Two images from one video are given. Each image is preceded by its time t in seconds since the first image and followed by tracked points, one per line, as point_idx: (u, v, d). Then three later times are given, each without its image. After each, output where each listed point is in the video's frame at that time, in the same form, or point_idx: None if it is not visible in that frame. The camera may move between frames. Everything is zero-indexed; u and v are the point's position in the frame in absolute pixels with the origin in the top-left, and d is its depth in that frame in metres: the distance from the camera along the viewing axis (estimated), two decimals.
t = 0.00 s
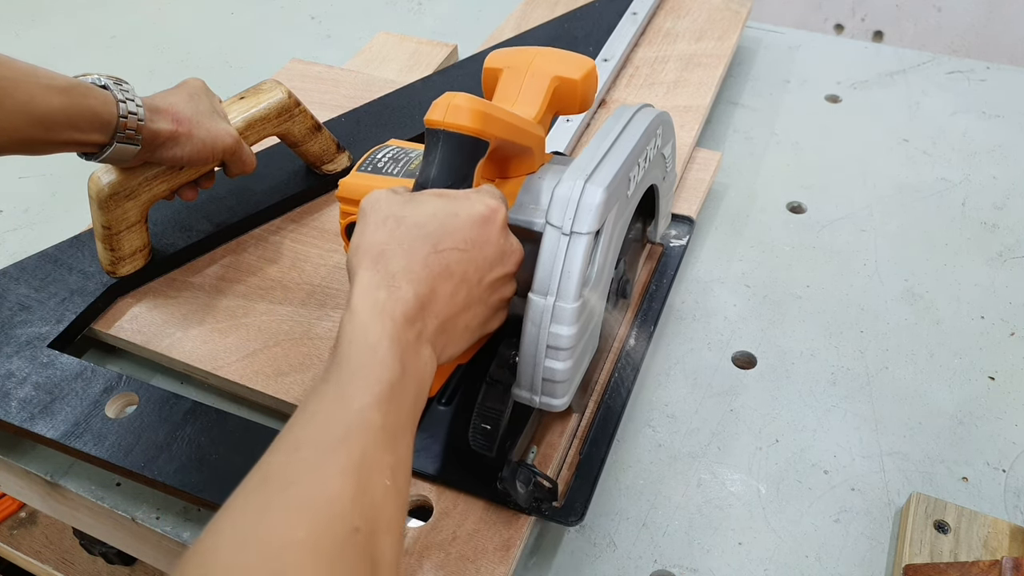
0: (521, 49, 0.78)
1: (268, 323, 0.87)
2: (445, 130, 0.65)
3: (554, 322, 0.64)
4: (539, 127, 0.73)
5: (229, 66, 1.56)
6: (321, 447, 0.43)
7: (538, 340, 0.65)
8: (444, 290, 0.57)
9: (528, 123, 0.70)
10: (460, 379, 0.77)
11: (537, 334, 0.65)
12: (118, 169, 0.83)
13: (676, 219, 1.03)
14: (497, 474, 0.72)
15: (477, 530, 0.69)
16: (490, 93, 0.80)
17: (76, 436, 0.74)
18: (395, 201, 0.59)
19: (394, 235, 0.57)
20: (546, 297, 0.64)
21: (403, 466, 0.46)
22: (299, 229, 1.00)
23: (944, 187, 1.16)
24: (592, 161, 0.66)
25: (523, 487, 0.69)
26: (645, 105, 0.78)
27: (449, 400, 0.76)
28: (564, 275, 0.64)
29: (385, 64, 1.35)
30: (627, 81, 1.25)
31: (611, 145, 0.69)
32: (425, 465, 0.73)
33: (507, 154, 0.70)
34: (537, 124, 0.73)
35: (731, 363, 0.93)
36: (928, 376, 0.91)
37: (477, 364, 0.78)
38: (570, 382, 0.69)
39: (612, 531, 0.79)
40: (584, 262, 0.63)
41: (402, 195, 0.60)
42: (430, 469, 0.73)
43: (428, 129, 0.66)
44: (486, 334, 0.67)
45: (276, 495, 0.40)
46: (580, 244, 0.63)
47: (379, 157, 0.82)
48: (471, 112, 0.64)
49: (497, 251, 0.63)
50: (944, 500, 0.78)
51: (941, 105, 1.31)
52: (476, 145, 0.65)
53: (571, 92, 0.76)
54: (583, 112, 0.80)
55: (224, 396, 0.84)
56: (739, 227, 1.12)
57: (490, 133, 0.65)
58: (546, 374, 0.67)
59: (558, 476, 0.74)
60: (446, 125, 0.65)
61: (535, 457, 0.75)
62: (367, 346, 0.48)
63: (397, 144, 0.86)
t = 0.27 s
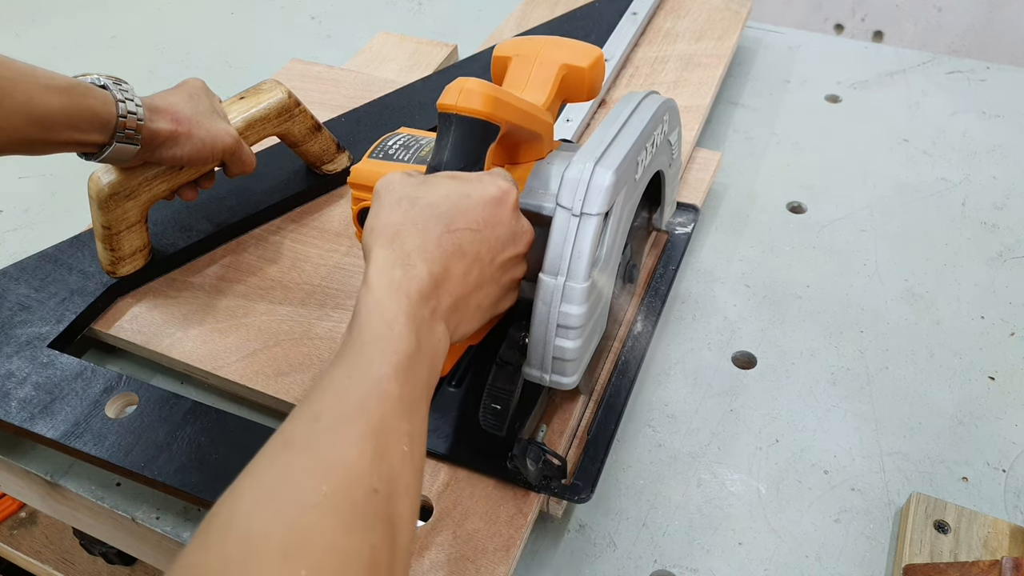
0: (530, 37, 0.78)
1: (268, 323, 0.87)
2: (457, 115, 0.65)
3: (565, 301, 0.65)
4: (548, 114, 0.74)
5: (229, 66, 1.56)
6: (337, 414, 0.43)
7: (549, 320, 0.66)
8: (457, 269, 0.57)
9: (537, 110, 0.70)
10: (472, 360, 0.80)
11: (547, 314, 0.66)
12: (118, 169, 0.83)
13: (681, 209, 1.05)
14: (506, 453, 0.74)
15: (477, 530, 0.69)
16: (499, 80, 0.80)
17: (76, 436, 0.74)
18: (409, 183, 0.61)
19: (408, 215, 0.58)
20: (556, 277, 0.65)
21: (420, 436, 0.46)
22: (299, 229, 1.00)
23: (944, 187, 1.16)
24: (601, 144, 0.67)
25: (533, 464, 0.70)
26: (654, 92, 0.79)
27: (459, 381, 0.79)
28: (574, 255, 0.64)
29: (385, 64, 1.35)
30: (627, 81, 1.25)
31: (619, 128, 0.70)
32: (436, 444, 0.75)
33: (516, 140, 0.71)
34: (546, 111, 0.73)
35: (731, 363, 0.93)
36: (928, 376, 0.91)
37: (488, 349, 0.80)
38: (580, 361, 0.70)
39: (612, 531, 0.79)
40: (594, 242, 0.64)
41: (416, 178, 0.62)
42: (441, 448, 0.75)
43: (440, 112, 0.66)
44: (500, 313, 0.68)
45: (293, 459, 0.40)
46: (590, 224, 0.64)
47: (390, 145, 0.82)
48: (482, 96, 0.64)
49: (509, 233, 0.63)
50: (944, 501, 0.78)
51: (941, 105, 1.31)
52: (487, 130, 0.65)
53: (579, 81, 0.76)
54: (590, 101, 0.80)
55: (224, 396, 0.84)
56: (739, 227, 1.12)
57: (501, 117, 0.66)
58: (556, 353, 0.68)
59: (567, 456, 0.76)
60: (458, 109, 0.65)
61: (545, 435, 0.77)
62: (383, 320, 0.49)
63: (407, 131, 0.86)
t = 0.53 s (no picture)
0: (543, 24, 0.80)
1: (268, 323, 0.87)
2: (474, 94, 0.68)
3: (578, 276, 0.68)
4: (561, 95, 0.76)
5: (229, 66, 1.56)
6: (360, 372, 0.44)
7: (563, 293, 0.69)
8: (474, 243, 0.60)
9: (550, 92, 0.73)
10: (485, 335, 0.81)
11: (561, 287, 0.69)
12: (118, 169, 0.83)
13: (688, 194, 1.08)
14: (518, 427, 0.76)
15: (477, 530, 0.69)
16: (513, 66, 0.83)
17: (76, 436, 0.74)
18: (428, 159, 0.63)
19: (428, 190, 0.60)
20: (570, 251, 0.68)
21: (442, 395, 0.47)
22: (300, 229, 1.00)
23: (944, 187, 1.16)
24: (613, 123, 0.70)
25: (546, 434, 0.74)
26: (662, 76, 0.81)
27: (472, 359, 0.80)
28: (588, 230, 0.67)
29: (385, 64, 1.35)
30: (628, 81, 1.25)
31: (630, 109, 0.72)
32: (450, 418, 0.77)
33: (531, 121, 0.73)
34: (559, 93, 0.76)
35: (730, 363, 0.93)
36: (928, 376, 0.91)
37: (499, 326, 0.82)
38: (592, 333, 0.73)
39: (612, 531, 0.79)
40: (607, 217, 0.67)
41: (434, 155, 0.64)
42: (454, 421, 0.77)
43: (458, 94, 0.70)
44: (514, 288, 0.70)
45: (317, 413, 0.41)
46: (603, 200, 0.67)
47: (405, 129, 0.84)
48: (497, 76, 0.67)
49: (523, 208, 0.66)
50: (944, 501, 0.78)
51: (941, 105, 1.31)
52: (502, 108, 0.68)
53: (591, 64, 0.78)
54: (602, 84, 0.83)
55: (224, 396, 0.84)
56: (739, 227, 1.12)
57: (515, 97, 0.68)
58: (569, 325, 0.71)
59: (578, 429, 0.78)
60: (475, 89, 0.68)
61: (557, 407, 0.79)
62: (405, 286, 0.51)
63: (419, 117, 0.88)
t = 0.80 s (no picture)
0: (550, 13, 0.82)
1: (268, 324, 0.87)
2: (486, 78, 0.70)
3: (588, 255, 0.69)
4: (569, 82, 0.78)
5: (229, 66, 1.56)
6: (377, 341, 0.46)
7: (573, 272, 0.70)
8: (486, 222, 0.62)
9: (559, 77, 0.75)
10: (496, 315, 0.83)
11: (572, 267, 0.70)
12: (117, 169, 0.83)
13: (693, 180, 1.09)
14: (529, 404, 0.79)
15: (478, 530, 0.69)
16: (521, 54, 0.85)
17: (76, 436, 0.74)
18: (441, 141, 0.65)
19: (442, 171, 0.62)
20: (581, 231, 0.69)
21: (455, 365, 0.49)
22: (300, 229, 1.00)
23: (944, 187, 1.16)
24: (622, 106, 0.71)
25: (556, 411, 0.75)
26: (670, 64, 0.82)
27: (482, 341, 0.82)
28: (598, 210, 0.68)
29: (385, 64, 1.35)
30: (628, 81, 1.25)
31: (639, 93, 0.73)
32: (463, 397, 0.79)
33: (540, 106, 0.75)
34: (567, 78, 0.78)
35: (730, 363, 0.93)
36: (928, 376, 0.91)
37: (510, 308, 0.84)
38: (602, 313, 0.74)
39: (613, 530, 0.79)
40: (617, 197, 0.68)
41: (447, 136, 0.66)
42: (467, 399, 0.79)
43: (471, 77, 0.71)
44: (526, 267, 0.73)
45: (336, 378, 0.43)
46: (613, 180, 0.68)
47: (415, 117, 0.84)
48: (510, 60, 0.69)
49: (536, 189, 0.68)
50: (944, 501, 0.78)
51: (941, 105, 1.31)
52: (514, 91, 0.70)
53: (597, 52, 0.81)
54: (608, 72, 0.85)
55: (224, 396, 0.84)
56: (739, 227, 1.12)
57: (527, 80, 0.70)
58: (579, 305, 0.72)
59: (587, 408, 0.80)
60: (487, 72, 0.70)
61: (567, 386, 0.82)
62: (420, 264, 0.53)
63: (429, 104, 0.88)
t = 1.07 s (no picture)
0: None
1: (268, 324, 0.87)
2: (500, 61, 0.71)
3: (599, 232, 0.70)
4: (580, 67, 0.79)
5: (229, 66, 1.56)
6: (398, 304, 0.46)
7: (584, 250, 0.72)
8: (502, 200, 0.63)
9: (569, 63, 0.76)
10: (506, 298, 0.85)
11: (583, 246, 0.72)
12: (117, 169, 0.83)
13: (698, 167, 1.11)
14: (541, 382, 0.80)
15: (478, 530, 0.69)
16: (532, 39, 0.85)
17: (76, 436, 0.74)
18: (456, 121, 0.65)
19: (458, 150, 0.63)
20: (592, 210, 0.71)
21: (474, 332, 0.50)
22: (300, 229, 1.00)
23: (944, 187, 1.16)
24: (633, 88, 0.72)
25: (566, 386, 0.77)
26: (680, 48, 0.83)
27: (494, 321, 0.84)
28: (608, 189, 0.70)
29: (385, 64, 1.35)
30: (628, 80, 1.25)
31: (650, 76, 0.74)
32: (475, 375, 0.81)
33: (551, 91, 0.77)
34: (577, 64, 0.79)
35: (730, 363, 0.93)
36: (928, 376, 0.91)
37: (520, 289, 0.85)
38: (612, 289, 0.75)
39: (613, 530, 0.79)
40: (627, 177, 0.69)
41: (460, 117, 0.67)
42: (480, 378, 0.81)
43: (485, 60, 0.72)
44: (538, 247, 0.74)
45: (360, 338, 0.44)
46: (624, 160, 0.69)
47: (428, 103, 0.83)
48: (523, 44, 0.70)
49: (549, 168, 0.69)
50: (944, 501, 0.78)
51: (941, 105, 1.31)
52: (528, 75, 0.71)
53: (608, 39, 0.82)
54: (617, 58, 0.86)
55: (224, 396, 0.84)
56: (739, 227, 1.12)
57: (539, 64, 0.71)
58: (590, 282, 0.74)
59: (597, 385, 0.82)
60: (501, 55, 0.71)
61: (576, 362, 0.84)
62: (438, 236, 0.54)
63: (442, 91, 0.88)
